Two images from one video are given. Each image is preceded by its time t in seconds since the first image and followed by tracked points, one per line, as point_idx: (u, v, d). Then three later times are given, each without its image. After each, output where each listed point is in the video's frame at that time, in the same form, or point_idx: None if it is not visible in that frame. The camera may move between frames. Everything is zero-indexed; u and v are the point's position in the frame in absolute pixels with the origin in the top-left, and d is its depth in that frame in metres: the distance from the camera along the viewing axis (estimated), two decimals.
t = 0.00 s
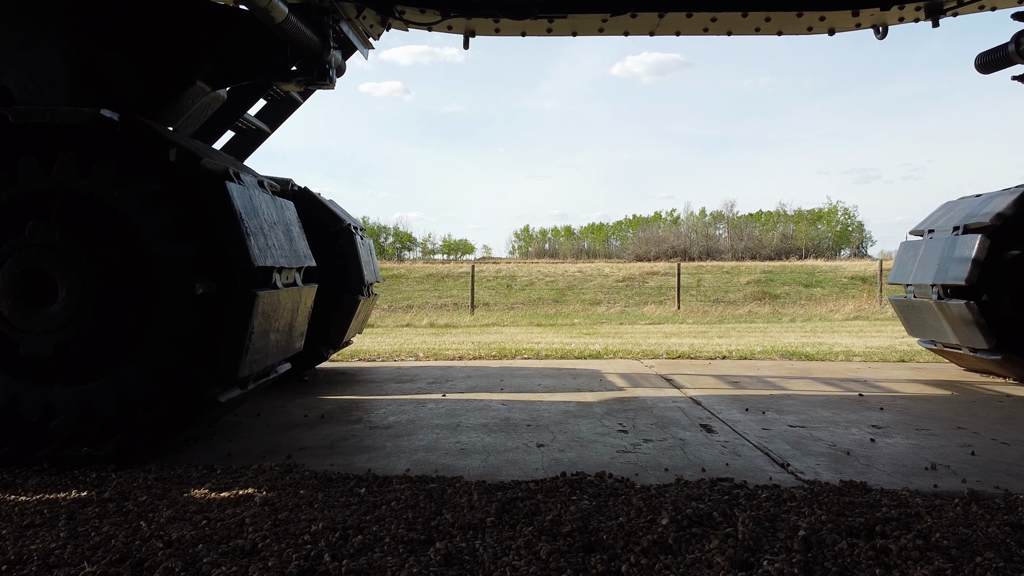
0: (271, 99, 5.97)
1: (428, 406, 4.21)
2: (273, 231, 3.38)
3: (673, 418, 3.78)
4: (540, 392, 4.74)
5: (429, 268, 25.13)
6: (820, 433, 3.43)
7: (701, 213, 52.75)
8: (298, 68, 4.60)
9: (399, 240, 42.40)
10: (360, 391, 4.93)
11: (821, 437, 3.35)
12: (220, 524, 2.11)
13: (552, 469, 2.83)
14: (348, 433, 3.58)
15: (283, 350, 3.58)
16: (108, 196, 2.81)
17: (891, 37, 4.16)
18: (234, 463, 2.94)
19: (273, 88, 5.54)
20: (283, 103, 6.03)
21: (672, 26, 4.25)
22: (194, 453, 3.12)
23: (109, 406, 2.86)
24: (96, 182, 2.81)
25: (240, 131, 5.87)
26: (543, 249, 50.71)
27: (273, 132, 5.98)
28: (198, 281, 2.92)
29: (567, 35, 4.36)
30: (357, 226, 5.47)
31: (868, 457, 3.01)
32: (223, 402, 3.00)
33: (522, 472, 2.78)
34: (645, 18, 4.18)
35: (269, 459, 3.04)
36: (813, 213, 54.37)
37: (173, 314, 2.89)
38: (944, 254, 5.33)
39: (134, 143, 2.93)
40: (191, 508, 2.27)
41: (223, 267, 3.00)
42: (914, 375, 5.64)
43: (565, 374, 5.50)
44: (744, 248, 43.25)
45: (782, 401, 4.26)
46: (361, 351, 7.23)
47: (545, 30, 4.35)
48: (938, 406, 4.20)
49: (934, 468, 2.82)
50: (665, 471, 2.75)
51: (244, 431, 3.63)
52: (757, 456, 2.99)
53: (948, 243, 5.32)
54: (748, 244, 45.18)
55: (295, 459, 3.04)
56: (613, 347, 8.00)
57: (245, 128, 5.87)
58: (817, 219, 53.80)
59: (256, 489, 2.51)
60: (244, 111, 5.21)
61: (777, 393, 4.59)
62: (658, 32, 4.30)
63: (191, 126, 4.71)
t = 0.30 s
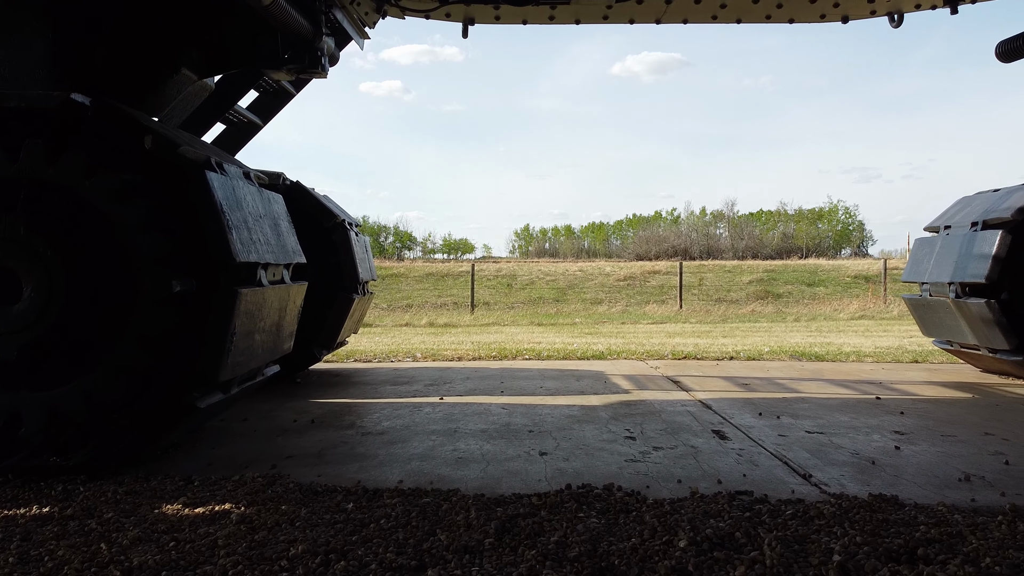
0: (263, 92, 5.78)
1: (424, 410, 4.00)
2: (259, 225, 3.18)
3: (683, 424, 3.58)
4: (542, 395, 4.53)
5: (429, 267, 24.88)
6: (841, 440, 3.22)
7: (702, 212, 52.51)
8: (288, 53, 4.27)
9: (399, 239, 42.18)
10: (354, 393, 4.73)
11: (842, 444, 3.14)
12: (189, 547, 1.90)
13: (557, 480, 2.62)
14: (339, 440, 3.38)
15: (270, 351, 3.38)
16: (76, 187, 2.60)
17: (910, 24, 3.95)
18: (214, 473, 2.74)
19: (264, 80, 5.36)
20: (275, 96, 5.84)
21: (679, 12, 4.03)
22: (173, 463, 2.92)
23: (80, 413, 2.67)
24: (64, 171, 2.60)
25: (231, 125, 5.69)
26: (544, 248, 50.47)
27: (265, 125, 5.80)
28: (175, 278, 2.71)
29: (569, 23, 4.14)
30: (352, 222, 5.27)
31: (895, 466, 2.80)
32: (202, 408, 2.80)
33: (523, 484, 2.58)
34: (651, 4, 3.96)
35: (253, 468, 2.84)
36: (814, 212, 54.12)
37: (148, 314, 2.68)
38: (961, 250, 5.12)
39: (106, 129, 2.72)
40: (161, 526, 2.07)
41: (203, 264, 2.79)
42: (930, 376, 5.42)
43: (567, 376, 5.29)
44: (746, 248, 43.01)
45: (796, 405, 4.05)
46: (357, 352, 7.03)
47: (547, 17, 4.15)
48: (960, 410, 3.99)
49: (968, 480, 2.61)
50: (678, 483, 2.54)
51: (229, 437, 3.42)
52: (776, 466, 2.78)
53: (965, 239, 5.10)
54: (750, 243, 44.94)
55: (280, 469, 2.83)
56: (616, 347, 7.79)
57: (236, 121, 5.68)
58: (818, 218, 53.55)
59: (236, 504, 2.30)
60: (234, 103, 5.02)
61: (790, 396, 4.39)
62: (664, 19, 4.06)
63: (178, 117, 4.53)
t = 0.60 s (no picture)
0: (250, 82, 5.55)
1: (415, 416, 3.77)
2: (234, 218, 2.94)
3: (692, 432, 3.33)
4: (540, 399, 4.28)
5: (428, 266, 24.63)
6: (862, 450, 2.99)
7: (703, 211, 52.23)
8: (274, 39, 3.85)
9: (399, 239, 41.90)
10: (343, 398, 4.49)
11: (864, 455, 2.91)
12: None
13: (555, 497, 2.38)
14: (322, 450, 3.14)
15: (247, 355, 3.14)
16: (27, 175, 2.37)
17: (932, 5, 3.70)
18: (180, 489, 2.50)
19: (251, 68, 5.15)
20: (262, 86, 5.61)
21: None
22: (138, 477, 2.69)
23: (33, 421, 2.45)
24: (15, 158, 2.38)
25: (216, 115, 5.46)
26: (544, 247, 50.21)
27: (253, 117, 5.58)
28: (137, 275, 2.47)
29: (569, 6, 3.89)
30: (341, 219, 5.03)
31: (925, 481, 2.57)
32: (168, 417, 2.57)
33: (518, 502, 2.34)
34: None
35: (224, 483, 2.60)
36: (815, 211, 53.84)
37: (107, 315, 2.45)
38: (981, 247, 4.86)
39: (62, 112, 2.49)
40: (109, 555, 1.83)
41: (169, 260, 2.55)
42: (948, 379, 5.18)
43: (568, 379, 5.04)
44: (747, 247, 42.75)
45: (810, 411, 3.81)
46: (350, 353, 6.77)
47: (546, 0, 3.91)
48: (985, 416, 3.75)
49: (1008, 497, 2.38)
50: (689, 502, 2.30)
51: (204, 447, 3.19)
52: (795, 481, 2.55)
53: (985, 235, 4.85)
54: (751, 242, 44.68)
55: (254, 484, 2.60)
56: (618, 348, 7.55)
57: (222, 112, 5.46)
58: (820, 217, 53.28)
59: (198, 527, 2.07)
60: (217, 93, 4.80)
61: (804, 402, 4.14)
62: (670, 4, 3.80)
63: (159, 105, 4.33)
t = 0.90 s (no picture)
0: (237, 75, 5.31)
1: (407, 428, 3.52)
2: (208, 215, 2.70)
3: (706, 447, 3.08)
4: (542, 408, 4.03)
5: (427, 266, 24.39)
6: (893, 469, 2.74)
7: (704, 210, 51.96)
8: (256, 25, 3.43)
9: (399, 238, 41.62)
10: (333, 406, 4.24)
11: (897, 475, 2.66)
12: None
13: (559, 527, 2.13)
14: (305, 468, 2.90)
15: (224, 364, 2.89)
16: None
17: None
18: (143, 517, 2.26)
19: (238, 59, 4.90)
20: (250, 78, 5.36)
21: None
22: (98, 502, 2.44)
23: None
24: None
25: (201, 108, 5.22)
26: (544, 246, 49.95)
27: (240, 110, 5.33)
28: (92, 279, 2.22)
29: None
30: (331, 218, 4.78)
31: (968, 506, 2.32)
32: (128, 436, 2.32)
33: (517, 532, 2.09)
34: None
35: (192, 509, 2.35)
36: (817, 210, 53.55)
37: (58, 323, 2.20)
38: (1006, 247, 4.61)
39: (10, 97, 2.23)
40: None
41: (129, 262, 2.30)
42: (970, 385, 4.92)
43: (570, 386, 4.79)
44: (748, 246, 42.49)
45: (830, 422, 3.57)
46: (343, 357, 6.51)
47: None
48: (1019, 428, 3.50)
49: None
50: (710, 533, 2.06)
51: (177, 466, 2.94)
52: (824, 507, 2.30)
53: (1009, 234, 4.60)
54: (753, 241, 44.43)
55: (227, 509, 2.35)
56: (621, 351, 7.31)
57: (207, 105, 5.22)
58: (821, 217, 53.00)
59: (155, 566, 1.82)
60: (201, 85, 4.56)
61: (822, 412, 3.88)
62: None
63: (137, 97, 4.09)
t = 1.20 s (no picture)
0: (224, 64, 5.08)
1: (399, 437, 3.28)
2: (178, 207, 2.47)
3: (721, 459, 2.85)
4: (543, 415, 3.79)
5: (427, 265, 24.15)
6: (928, 485, 2.50)
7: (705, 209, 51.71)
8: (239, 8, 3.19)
9: (399, 237, 41.37)
10: (322, 413, 4.00)
11: (933, 492, 2.42)
12: None
13: (563, 555, 1.90)
14: (285, 483, 2.67)
15: (198, 370, 2.68)
16: None
17: None
18: (99, 543, 2.03)
19: (224, 47, 4.68)
20: (237, 68, 5.14)
21: None
22: (52, 524, 2.22)
23: None
24: None
25: (186, 99, 5.00)
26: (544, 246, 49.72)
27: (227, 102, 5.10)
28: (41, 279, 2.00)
29: None
30: (321, 212, 4.56)
31: (1018, 529, 2.08)
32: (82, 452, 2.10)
33: (515, 561, 1.86)
34: None
35: (155, 534, 2.13)
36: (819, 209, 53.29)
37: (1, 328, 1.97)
38: None
39: None
40: None
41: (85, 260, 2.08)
42: (994, 389, 4.68)
43: (573, 390, 4.56)
44: (750, 246, 42.26)
45: (852, 431, 3.33)
46: (337, 359, 6.27)
47: None
48: None
49: None
50: (733, 563, 1.83)
51: (147, 482, 2.71)
52: (858, 530, 2.06)
53: None
54: (755, 240, 44.16)
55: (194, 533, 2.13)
56: (625, 353, 7.07)
57: (193, 96, 4.99)
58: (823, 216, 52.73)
59: None
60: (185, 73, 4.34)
61: (842, 419, 3.64)
62: None
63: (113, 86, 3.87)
